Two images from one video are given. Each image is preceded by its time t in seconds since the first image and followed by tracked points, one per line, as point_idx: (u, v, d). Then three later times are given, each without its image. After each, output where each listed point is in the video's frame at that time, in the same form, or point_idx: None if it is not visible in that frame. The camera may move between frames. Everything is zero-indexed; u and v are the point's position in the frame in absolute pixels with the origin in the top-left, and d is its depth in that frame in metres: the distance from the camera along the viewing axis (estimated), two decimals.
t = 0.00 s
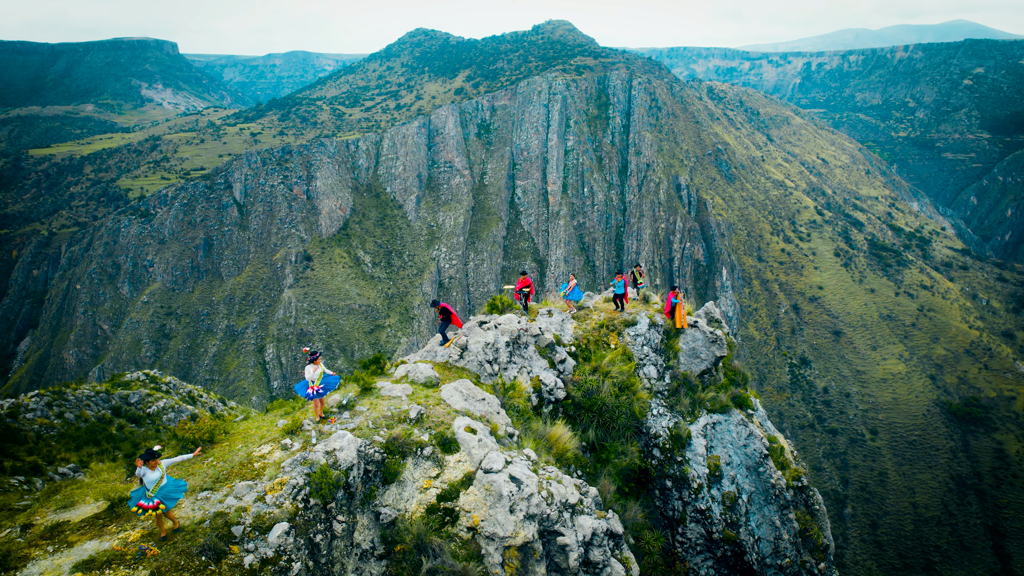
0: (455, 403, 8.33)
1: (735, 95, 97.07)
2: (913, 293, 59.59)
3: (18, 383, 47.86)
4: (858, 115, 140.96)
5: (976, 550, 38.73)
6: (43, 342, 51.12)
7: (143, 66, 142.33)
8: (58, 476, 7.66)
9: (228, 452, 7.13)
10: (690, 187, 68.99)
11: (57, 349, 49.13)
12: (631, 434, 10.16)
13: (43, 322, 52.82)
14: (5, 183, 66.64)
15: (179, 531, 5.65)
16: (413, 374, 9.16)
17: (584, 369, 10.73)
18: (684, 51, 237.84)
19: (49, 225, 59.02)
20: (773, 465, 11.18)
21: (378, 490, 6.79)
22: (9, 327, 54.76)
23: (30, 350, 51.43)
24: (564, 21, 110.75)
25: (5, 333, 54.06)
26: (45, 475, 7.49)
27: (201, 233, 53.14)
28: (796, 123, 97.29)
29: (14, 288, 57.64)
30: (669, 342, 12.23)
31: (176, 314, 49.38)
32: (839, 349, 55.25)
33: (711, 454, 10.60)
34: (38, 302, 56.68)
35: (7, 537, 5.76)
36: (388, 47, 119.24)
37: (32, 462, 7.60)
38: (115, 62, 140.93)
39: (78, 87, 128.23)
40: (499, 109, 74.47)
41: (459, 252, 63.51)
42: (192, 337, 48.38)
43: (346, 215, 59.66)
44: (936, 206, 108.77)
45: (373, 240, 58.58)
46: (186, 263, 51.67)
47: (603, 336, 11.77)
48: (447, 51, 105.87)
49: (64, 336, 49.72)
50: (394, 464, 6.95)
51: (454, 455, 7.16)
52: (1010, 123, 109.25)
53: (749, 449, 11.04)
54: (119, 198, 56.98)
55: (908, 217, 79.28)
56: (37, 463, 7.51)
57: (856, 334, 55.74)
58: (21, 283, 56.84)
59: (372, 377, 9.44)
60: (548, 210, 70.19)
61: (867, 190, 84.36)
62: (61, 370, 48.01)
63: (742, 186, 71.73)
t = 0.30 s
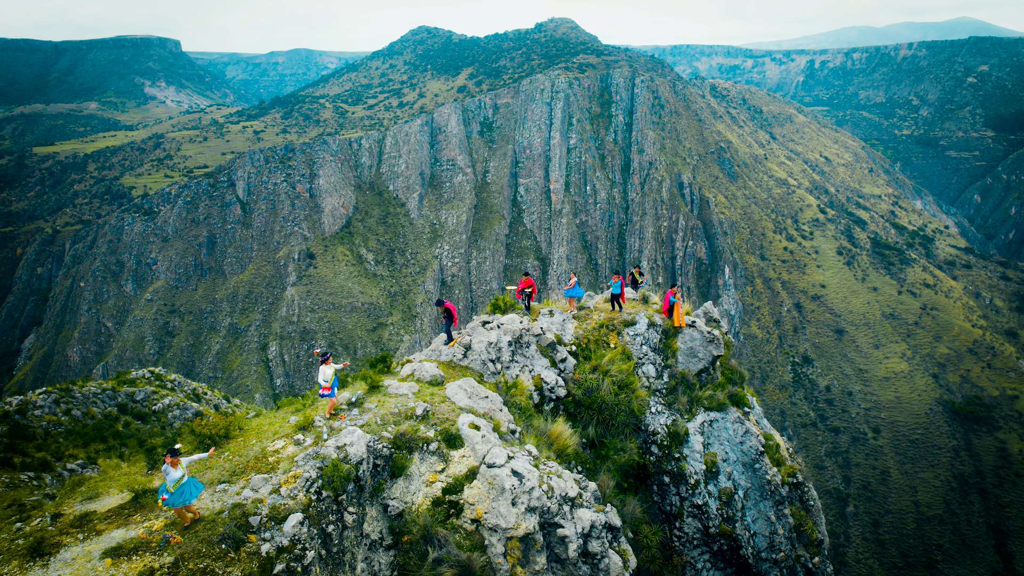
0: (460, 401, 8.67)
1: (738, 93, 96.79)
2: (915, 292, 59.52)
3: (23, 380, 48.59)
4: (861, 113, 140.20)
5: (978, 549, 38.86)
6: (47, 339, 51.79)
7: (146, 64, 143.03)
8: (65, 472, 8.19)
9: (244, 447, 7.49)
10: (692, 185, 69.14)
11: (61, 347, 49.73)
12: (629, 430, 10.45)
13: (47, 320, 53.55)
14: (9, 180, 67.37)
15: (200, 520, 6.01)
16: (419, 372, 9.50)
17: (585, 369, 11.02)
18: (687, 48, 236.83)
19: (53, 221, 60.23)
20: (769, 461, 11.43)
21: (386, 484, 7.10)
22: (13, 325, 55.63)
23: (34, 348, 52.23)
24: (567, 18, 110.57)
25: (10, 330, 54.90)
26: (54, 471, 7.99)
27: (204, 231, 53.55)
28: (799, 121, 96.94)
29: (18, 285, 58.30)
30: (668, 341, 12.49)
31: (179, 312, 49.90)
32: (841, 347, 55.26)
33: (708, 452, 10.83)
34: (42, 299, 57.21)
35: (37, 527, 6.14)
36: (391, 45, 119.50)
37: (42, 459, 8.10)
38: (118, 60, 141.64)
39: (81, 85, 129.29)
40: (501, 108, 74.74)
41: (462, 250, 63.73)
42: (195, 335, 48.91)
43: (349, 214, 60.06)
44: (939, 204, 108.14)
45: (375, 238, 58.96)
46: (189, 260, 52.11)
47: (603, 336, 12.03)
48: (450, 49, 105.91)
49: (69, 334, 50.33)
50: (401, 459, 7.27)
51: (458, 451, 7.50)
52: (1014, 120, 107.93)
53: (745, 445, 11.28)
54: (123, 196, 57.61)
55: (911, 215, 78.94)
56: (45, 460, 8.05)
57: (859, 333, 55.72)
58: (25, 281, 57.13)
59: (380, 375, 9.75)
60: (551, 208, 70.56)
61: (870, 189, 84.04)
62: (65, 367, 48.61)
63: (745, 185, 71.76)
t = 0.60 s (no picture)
0: (465, 401, 9.00)
1: (741, 93, 96.71)
2: (918, 292, 59.47)
3: (27, 378, 49.13)
4: (864, 113, 139.72)
5: (981, 550, 38.89)
6: (51, 338, 52.31)
7: (150, 64, 144.09)
8: (73, 470, 8.48)
9: (257, 445, 7.83)
10: (694, 186, 69.34)
11: (65, 346, 50.21)
12: (628, 430, 10.73)
13: (51, 319, 54.17)
14: (14, 180, 68.23)
15: (219, 514, 6.34)
16: (424, 373, 9.83)
17: (585, 370, 11.32)
18: (690, 48, 236.50)
19: (58, 220, 61.04)
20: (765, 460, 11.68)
21: (394, 480, 7.43)
22: (18, 324, 56.21)
23: (38, 347, 52.84)
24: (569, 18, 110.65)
25: (15, 329, 55.61)
26: (61, 469, 8.27)
27: (208, 231, 54.15)
28: (802, 121, 96.75)
29: (21, 284, 58.95)
30: (666, 343, 12.77)
31: (183, 311, 50.38)
32: (843, 347, 55.26)
33: (705, 451, 11.09)
34: (46, 298, 57.86)
35: (65, 519, 6.53)
36: (394, 45, 119.95)
37: (50, 457, 8.41)
38: (122, 60, 143.05)
39: (85, 85, 130.39)
40: (503, 108, 75.03)
41: (464, 250, 64.10)
42: (199, 334, 49.42)
43: (352, 213, 60.43)
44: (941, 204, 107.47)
45: (378, 238, 59.38)
46: (193, 260, 52.63)
47: (604, 337, 12.33)
48: (452, 49, 106.22)
49: (72, 333, 50.83)
50: (408, 458, 7.59)
51: (463, 450, 7.80)
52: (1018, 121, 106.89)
53: (742, 445, 11.54)
54: (127, 196, 58.19)
55: (914, 216, 78.72)
56: (54, 458, 8.37)
57: (862, 333, 55.67)
58: (30, 280, 57.88)
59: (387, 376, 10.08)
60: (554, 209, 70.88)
61: (872, 189, 83.84)
62: (69, 366, 49.14)
63: (748, 185, 71.76)
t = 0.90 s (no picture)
0: (469, 401, 9.33)
1: (743, 93, 96.67)
2: (921, 293, 59.38)
3: (32, 378, 49.79)
4: (868, 113, 139.32)
5: (983, 551, 38.81)
6: (55, 337, 52.79)
7: (153, 64, 144.91)
8: (81, 468, 9.17)
9: (270, 443, 8.18)
10: (697, 186, 69.40)
11: (68, 346, 50.68)
12: (627, 430, 10.99)
13: (55, 319, 54.71)
14: (19, 180, 68.90)
15: (235, 507, 6.66)
16: (429, 374, 10.15)
17: (585, 371, 11.61)
18: (693, 48, 236.70)
19: (62, 220, 61.80)
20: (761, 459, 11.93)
21: (401, 477, 7.73)
22: (22, 323, 56.82)
23: (42, 346, 53.44)
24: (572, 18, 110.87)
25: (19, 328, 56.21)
26: (68, 468, 8.94)
27: (211, 231, 54.77)
28: (805, 122, 96.61)
29: (25, 284, 59.53)
30: (665, 345, 13.05)
31: (186, 310, 50.88)
32: (845, 348, 55.28)
33: (703, 450, 11.35)
34: (50, 298, 58.40)
35: (89, 512, 6.87)
36: (397, 45, 120.50)
37: (58, 456, 9.14)
38: (126, 60, 144.14)
39: (89, 85, 131.50)
40: (506, 108, 75.26)
41: (467, 250, 64.45)
42: (202, 334, 49.86)
43: (355, 213, 60.77)
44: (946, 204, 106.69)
45: (381, 238, 59.83)
46: (196, 260, 53.18)
47: (603, 339, 12.64)
48: (455, 49, 106.69)
49: (76, 332, 51.33)
50: (415, 455, 7.89)
51: (468, 449, 8.09)
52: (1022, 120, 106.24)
53: (739, 444, 11.79)
54: (130, 196, 58.73)
55: (917, 216, 78.47)
56: (61, 457, 9.07)
57: (864, 333, 55.72)
58: (33, 280, 58.47)
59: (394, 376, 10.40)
60: (556, 209, 71.04)
61: (876, 189, 83.62)
62: (72, 365, 49.64)
63: (750, 185, 71.81)
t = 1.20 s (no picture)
0: (472, 402, 9.63)
1: (746, 94, 96.63)
2: (924, 294, 59.31)
3: (36, 377, 50.41)
4: (870, 113, 139.02)
5: (986, 552, 38.67)
6: (58, 337, 53.35)
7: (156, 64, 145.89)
8: (88, 467, 9.48)
9: (280, 442, 8.48)
10: (699, 186, 69.39)
11: (72, 345, 51.25)
12: (626, 430, 11.25)
13: (59, 318, 55.30)
14: (22, 180, 69.60)
15: (248, 503, 6.97)
16: (433, 376, 10.46)
17: (585, 372, 11.90)
18: (695, 48, 236.78)
19: (65, 221, 62.41)
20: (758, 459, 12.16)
21: (406, 475, 8.03)
22: (26, 323, 57.43)
23: (46, 345, 54.02)
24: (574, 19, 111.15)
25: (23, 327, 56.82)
26: (76, 467, 9.28)
27: (214, 231, 55.27)
28: (807, 122, 96.51)
29: (29, 283, 60.21)
30: (664, 347, 13.33)
31: (189, 310, 51.42)
32: (847, 348, 55.35)
33: (700, 450, 11.60)
34: (54, 297, 59.06)
35: (109, 508, 7.17)
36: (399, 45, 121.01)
37: (66, 455, 9.52)
38: (129, 61, 144.97)
39: (93, 85, 132.50)
40: (509, 108, 75.53)
41: (469, 250, 64.86)
42: (205, 334, 50.36)
43: (357, 214, 61.20)
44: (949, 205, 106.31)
45: (383, 238, 60.29)
46: (199, 260, 53.72)
47: (603, 341, 12.91)
48: (457, 49, 107.12)
49: (80, 332, 51.90)
50: (419, 455, 8.17)
51: (470, 449, 8.36)
52: None
53: (736, 445, 12.04)
54: (133, 196, 59.24)
55: (920, 217, 78.26)
56: (69, 455, 9.48)
57: (867, 334, 55.74)
58: (37, 280, 59.05)
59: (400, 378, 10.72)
60: (558, 209, 71.18)
61: (878, 190, 83.48)
62: (76, 364, 50.20)
63: (752, 186, 71.94)
